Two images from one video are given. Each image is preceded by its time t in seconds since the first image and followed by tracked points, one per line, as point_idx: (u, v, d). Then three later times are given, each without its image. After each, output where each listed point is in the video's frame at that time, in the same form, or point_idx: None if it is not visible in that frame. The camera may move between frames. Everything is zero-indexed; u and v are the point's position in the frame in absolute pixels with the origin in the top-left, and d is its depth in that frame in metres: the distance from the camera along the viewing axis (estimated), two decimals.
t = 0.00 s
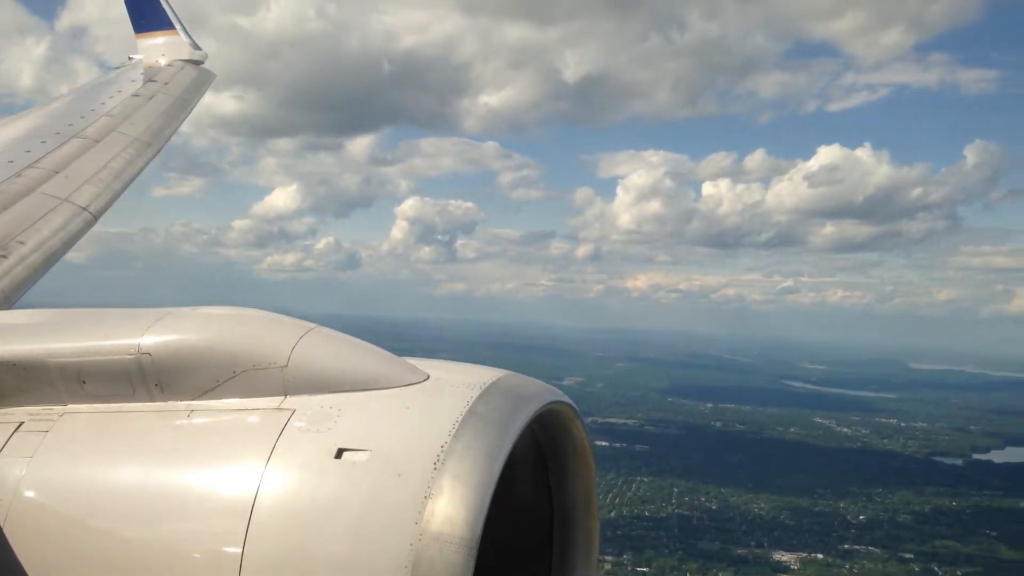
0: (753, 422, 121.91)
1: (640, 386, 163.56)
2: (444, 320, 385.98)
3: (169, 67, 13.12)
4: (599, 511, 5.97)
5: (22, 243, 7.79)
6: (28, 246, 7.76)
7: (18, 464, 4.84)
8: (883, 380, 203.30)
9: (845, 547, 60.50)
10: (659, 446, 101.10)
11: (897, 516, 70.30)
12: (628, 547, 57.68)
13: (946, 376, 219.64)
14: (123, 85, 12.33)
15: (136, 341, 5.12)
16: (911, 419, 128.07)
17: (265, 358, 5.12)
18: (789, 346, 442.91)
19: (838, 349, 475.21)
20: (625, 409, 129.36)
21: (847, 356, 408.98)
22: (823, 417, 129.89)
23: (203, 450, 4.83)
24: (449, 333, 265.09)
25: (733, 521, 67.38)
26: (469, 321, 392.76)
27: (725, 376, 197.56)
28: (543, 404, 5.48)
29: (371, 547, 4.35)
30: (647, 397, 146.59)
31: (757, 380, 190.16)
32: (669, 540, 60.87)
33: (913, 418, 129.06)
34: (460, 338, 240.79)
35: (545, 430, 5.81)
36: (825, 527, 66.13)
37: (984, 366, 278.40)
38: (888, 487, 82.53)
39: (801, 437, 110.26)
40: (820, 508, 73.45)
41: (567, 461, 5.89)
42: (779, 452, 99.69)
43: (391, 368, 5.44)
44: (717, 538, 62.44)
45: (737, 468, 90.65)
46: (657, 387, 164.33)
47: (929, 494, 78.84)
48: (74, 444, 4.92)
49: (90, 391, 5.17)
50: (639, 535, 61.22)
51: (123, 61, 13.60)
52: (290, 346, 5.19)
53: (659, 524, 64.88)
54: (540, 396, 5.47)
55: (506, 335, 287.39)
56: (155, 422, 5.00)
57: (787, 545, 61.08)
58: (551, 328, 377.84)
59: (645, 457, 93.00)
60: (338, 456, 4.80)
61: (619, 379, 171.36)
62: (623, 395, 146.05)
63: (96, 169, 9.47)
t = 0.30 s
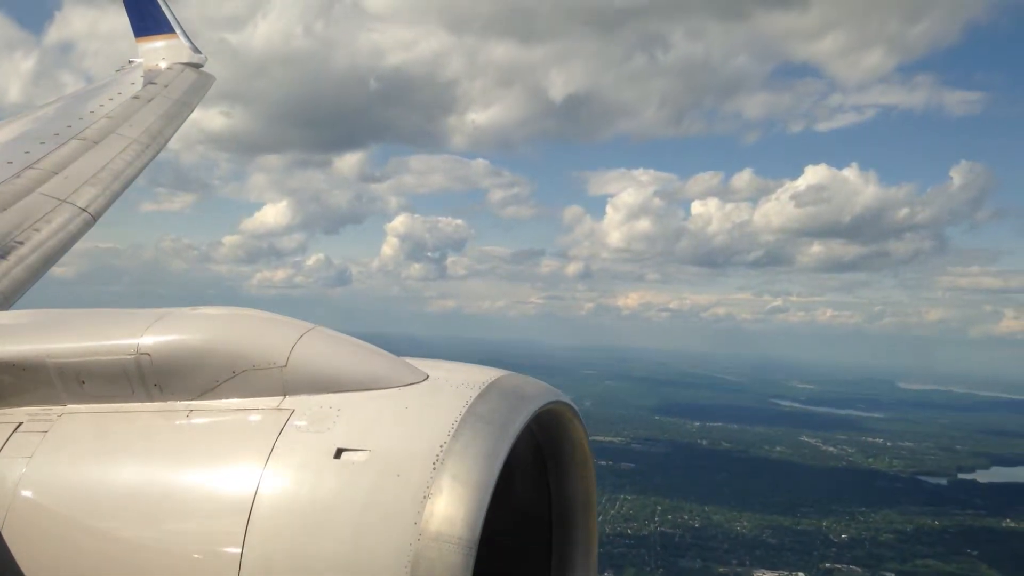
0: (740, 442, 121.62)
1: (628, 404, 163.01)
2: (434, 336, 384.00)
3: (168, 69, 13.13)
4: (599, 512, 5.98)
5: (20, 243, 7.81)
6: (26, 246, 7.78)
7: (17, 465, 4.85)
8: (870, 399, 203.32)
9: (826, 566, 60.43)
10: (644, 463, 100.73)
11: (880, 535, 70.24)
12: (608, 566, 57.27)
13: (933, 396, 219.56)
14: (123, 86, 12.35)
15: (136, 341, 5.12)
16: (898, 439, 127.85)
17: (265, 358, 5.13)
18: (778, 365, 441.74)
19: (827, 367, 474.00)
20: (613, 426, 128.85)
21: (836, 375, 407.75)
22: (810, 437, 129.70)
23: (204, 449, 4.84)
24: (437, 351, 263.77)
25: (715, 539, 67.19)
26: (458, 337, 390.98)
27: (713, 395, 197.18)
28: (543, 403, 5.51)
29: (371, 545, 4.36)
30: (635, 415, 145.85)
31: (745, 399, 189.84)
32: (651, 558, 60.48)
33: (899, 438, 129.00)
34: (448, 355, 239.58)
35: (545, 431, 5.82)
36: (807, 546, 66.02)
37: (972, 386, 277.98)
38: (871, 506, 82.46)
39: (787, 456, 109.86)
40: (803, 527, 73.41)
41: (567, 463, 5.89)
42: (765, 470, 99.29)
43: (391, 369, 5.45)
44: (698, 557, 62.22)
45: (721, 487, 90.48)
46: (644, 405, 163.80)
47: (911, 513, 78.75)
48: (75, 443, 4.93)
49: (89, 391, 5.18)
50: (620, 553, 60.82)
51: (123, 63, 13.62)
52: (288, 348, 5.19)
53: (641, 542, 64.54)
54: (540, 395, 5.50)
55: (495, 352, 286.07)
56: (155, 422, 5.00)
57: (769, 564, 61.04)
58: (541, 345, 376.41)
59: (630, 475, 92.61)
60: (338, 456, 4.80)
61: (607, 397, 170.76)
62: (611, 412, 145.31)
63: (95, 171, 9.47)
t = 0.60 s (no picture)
0: (728, 459, 121.10)
1: (617, 420, 162.24)
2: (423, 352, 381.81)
3: (168, 69, 13.13)
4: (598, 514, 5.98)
5: (20, 245, 7.84)
6: (26, 248, 7.80)
7: (17, 465, 4.86)
8: (858, 417, 203.18)
9: None
10: (631, 479, 100.17)
11: (863, 553, 70.13)
12: None
13: (921, 415, 219.39)
14: (122, 86, 12.34)
15: (135, 342, 5.11)
16: (886, 457, 127.54)
17: (264, 359, 5.13)
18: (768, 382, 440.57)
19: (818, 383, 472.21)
20: (602, 442, 128.16)
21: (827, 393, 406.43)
22: (798, 454, 129.31)
23: (208, 448, 4.84)
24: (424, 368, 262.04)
25: (699, 556, 66.83)
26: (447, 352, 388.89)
27: (701, 412, 196.56)
28: (544, 405, 5.52)
29: (372, 542, 4.37)
30: (623, 431, 145.18)
31: (733, 416, 189.31)
32: None
33: (886, 456, 128.83)
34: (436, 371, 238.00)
35: (545, 433, 5.81)
36: (791, 564, 65.83)
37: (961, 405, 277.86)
38: (856, 523, 82.32)
39: (775, 474, 109.42)
40: (787, 545, 73.28)
41: (567, 465, 5.88)
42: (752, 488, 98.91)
43: (390, 370, 5.44)
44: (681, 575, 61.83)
45: (706, 505, 90.12)
46: (633, 421, 163.03)
47: (896, 532, 78.64)
48: (76, 442, 4.93)
49: (89, 392, 5.18)
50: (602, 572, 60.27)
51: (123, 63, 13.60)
52: (288, 349, 5.19)
53: (625, 560, 63.96)
54: (540, 396, 5.50)
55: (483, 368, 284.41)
56: (154, 424, 5.00)
57: None
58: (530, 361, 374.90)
59: (617, 492, 91.97)
60: (338, 457, 4.79)
61: (595, 412, 169.91)
62: (599, 428, 144.50)
63: (96, 172, 9.46)
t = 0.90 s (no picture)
0: (716, 472, 120.80)
1: (606, 433, 161.68)
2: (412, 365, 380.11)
3: (169, 72, 13.16)
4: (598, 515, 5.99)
5: (20, 248, 7.86)
6: (27, 250, 7.83)
7: (18, 466, 4.88)
8: (847, 431, 203.15)
9: None
10: (617, 493, 99.69)
11: (847, 566, 70.06)
12: None
13: (909, 428, 219.17)
14: (121, 89, 12.36)
15: (136, 343, 5.13)
16: (873, 470, 127.25)
17: (265, 360, 5.14)
18: (759, 395, 439.65)
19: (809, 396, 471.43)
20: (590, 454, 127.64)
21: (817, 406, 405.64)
22: (786, 467, 129.10)
23: (211, 448, 4.85)
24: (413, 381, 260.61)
25: (683, 569, 66.57)
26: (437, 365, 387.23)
27: (690, 425, 196.10)
28: (544, 407, 5.53)
29: (374, 543, 4.37)
30: (612, 444, 144.57)
31: (723, 429, 189.00)
32: None
33: (874, 469, 128.72)
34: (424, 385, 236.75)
35: (545, 434, 5.82)
36: None
37: (949, 418, 277.50)
38: (842, 537, 82.21)
39: (761, 487, 109.06)
40: (771, 558, 73.18)
41: (566, 465, 5.88)
42: (738, 501, 98.65)
43: (391, 371, 5.45)
44: None
45: (692, 518, 89.79)
46: (622, 434, 162.51)
47: (881, 545, 78.50)
48: (77, 444, 4.95)
49: (90, 394, 5.19)
50: None
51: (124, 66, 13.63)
52: (288, 350, 5.20)
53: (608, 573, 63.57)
54: (541, 397, 5.52)
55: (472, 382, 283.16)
56: (156, 425, 5.01)
57: None
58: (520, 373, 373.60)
59: (603, 504, 91.48)
60: (338, 459, 4.80)
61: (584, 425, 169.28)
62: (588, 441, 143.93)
63: (96, 175, 9.47)
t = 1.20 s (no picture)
0: (705, 482, 120.40)
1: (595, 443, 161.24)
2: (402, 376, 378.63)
3: (169, 71, 13.13)
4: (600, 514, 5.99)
5: (21, 247, 7.85)
6: (28, 251, 7.83)
7: (18, 467, 4.87)
8: (836, 441, 203.09)
9: None
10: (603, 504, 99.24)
11: None
12: None
13: (898, 439, 218.96)
14: (122, 87, 12.33)
15: (136, 342, 5.13)
16: (861, 481, 126.92)
17: (265, 361, 5.13)
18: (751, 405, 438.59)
19: (801, 406, 470.67)
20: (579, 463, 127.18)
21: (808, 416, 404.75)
22: (774, 477, 128.82)
23: (214, 447, 4.86)
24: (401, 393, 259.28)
25: None
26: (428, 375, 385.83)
27: (680, 435, 195.80)
28: (545, 406, 5.53)
29: (376, 543, 4.37)
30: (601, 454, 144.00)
31: (713, 439, 188.80)
32: None
33: (862, 480, 128.59)
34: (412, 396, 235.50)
35: (546, 434, 5.82)
36: None
37: (938, 429, 277.05)
38: (826, 547, 81.98)
39: (749, 497, 108.74)
40: (756, 569, 72.96)
41: (566, 466, 5.89)
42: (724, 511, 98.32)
43: (391, 371, 5.44)
44: None
45: (678, 528, 89.47)
46: (612, 444, 162.08)
47: (866, 555, 78.25)
48: (77, 446, 4.94)
49: (89, 395, 5.17)
50: None
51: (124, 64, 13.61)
52: (289, 351, 5.20)
53: None
54: (541, 397, 5.52)
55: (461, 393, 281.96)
56: (157, 425, 5.00)
57: None
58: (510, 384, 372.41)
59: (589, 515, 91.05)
60: (339, 458, 4.80)
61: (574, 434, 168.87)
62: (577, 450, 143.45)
63: (96, 174, 9.46)
